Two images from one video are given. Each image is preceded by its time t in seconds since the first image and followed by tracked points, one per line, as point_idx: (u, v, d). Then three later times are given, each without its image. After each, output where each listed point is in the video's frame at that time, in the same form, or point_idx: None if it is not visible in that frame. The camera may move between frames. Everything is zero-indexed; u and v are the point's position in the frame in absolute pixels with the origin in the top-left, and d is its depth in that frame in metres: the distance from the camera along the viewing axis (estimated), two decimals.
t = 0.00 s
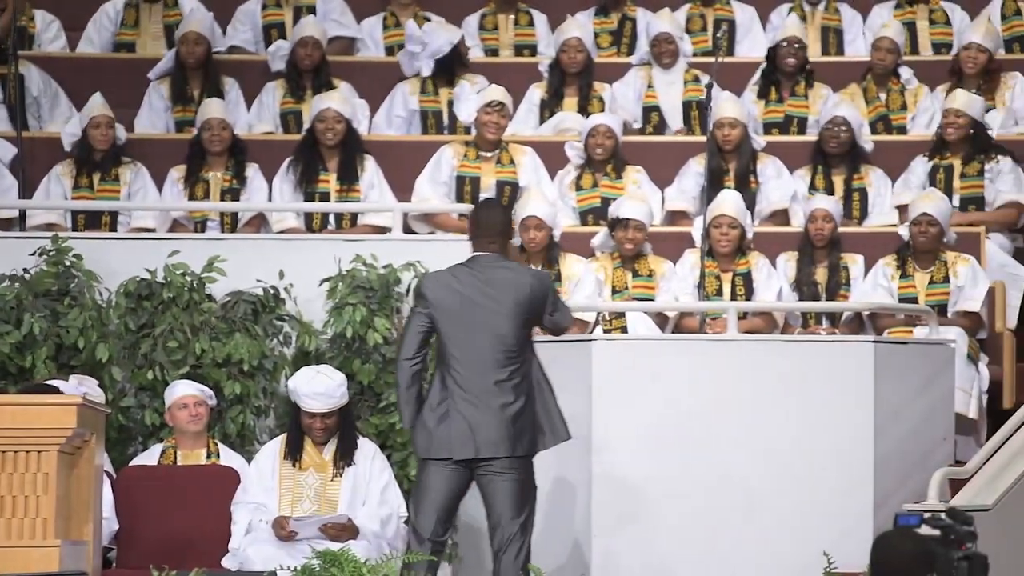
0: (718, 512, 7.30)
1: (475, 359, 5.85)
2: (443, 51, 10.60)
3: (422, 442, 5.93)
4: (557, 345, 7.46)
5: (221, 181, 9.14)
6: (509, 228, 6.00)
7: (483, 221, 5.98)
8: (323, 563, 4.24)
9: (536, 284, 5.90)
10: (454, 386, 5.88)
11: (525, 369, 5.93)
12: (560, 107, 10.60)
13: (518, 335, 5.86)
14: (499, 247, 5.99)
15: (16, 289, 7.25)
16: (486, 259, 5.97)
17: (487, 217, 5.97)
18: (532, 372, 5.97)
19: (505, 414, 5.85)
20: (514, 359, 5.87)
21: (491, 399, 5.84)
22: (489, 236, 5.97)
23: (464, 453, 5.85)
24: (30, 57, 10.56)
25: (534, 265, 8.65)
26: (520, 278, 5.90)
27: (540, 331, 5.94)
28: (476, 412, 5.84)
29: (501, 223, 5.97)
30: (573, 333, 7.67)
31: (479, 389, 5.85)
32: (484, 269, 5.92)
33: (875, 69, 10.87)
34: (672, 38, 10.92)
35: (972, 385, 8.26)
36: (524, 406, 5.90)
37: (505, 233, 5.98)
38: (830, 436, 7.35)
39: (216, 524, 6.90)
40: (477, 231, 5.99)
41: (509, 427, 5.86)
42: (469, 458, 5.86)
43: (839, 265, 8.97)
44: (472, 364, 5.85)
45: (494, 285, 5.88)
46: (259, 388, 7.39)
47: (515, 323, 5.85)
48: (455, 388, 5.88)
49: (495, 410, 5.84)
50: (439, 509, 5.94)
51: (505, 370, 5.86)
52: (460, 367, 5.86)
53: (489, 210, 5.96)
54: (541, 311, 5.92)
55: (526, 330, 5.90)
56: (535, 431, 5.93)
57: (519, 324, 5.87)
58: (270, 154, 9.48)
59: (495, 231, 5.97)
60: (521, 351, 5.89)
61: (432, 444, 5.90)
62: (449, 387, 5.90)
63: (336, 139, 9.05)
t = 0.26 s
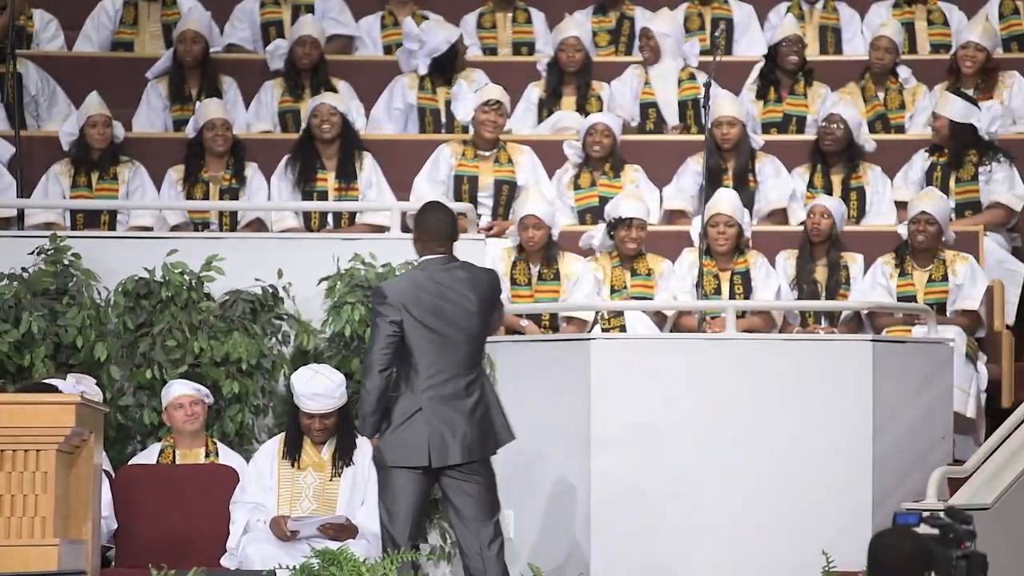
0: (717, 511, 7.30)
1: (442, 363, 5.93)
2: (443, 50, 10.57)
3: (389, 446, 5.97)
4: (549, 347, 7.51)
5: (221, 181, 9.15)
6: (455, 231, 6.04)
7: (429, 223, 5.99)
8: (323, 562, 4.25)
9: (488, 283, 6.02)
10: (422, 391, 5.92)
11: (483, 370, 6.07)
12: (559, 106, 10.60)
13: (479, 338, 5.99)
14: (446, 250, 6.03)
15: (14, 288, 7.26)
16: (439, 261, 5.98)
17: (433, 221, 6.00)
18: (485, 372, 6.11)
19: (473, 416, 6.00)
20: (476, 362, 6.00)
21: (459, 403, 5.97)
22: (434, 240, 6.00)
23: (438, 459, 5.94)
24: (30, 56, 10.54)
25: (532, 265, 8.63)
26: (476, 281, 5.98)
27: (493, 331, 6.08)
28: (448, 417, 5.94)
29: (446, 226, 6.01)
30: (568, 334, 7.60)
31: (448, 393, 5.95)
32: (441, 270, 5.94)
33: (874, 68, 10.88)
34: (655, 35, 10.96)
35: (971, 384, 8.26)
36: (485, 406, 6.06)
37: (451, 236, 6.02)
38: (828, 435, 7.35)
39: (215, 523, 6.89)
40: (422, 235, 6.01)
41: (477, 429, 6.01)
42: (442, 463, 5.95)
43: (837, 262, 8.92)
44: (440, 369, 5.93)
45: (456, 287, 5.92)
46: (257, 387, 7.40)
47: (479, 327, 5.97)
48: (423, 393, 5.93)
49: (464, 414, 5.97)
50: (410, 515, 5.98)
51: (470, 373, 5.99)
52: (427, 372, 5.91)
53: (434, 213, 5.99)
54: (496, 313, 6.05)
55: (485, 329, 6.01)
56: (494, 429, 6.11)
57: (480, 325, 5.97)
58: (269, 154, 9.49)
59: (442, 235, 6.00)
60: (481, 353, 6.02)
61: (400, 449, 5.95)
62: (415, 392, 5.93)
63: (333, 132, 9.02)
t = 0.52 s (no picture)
0: (718, 512, 7.29)
1: (428, 360, 6.06)
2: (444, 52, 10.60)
3: (383, 446, 6.02)
4: (545, 348, 7.54)
5: (220, 183, 9.13)
6: (427, 226, 6.19)
7: (401, 220, 6.14)
8: (323, 562, 4.23)
9: (460, 278, 6.22)
10: (412, 388, 6.03)
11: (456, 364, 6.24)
12: (559, 106, 10.61)
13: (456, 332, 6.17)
14: (420, 246, 6.17)
15: (15, 288, 7.24)
16: (413, 258, 6.12)
17: (406, 217, 6.14)
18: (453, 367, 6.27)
19: (456, 409, 6.17)
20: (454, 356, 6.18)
21: (444, 396, 6.13)
22: (409, 233, 6.15)
23: (433, 452, 6.06)
24: (32, 56, 10.54)
25: (533, 265, 8.62)
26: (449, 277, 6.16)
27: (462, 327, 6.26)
28: (438, 411, 6.08)
29: (420, 220, 6.16)
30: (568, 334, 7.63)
31: (436, 388, 6.10)
32: (419, 268, 6.09)
33: (875, 69, 10.88)
34: (654, 38, 11.08)
35: (972, 384, 8.26)
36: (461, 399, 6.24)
37: (425, 231, 6.17)
38: (830, 436, 7.34)
39: (216, 523, 6.90)
40: (396, 231, 6.15)
41: (460, 421, 6.19)
42: (435, 456, 6.07)
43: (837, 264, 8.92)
44: (426, 366, 6.05)
45: (435, 284, 6.09)
46: (258, 387, 7.40)
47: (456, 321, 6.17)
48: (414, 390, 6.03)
49: (449, 406, 6.14)
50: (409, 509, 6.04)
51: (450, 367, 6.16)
52: (415, 369, 6.03)
53: (404, 209, 6.15)
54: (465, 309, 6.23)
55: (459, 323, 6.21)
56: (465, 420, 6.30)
57: (458, 318, 6.17)
58: (270, 154, 9.49)
59: (414, 229, 6.16)
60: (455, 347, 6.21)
61: (395, 447, 6.02)
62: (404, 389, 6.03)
63: (334, 135, 9.02)
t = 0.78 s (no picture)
0: (720, 511, 7.29)
1: (425, 362, 5.88)
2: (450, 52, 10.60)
3: (388, 451, 5.77)
4: (547, 347, 7.55)
5: (219, 185, 9.14)
6: (410, 227, 6.03)
7: (383, 222, 5.97)
8: (325, 561, 4.17)
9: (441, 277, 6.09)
10: (412, 388, 5.82)
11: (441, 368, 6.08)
12: (561, 106, 10.61)
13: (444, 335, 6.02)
14: (404, 248, 6.01)
15: (17, 288, 7.23)
16: (400, 260, 5.95)
17: (388, 218, 5.98)
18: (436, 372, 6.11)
19: (446, 411, 6.01)
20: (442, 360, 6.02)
21: (438, 398, 5.97)
22: (394, 235, 5.98)
23: (433, 455, 5.87)
24: (36, 56, 10.53)
25: (535, 265, 8.63)
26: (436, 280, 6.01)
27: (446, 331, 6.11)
28: (434, 414, 5.91)
29: (403, 221, 6.00)
30: (569, 333, 7.66)
31: (432, 390, 5.93)
32: (408, 266, 5.93)
33: (878, 69, 10.87)
34: (656, 40, 10.99)
35: (975, 385, 8.26)
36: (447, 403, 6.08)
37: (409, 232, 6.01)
38: (832, 436, 7.34)
39: (218, 523, 6.91)
40: (379, 233, 5.99)
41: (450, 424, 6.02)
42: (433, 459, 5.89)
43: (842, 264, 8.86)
44: (424, 368, 5.87)
45: (426, 282, 5.94)
46: (260, 387, 7.40)
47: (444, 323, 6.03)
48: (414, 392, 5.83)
49: (441, 410, 5.97)
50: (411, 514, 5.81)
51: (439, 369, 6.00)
52: (415, 371, 5.83)
53: (387, 210, 5.99)
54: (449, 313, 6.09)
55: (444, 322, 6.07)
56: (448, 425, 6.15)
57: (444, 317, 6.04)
58: (271, 155, 9.50)
59: (398, 230, 5.99)
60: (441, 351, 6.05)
61: (400, 451, 5.78)
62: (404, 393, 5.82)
63: (335, 146, 9.01)
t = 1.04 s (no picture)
0: (725, 510, 7.27)
1: (420, 359, 5.74)
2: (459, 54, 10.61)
3: (384, 447, 5.63)
4: (553, 346, 7.53)
5: (222, 189, 9.12)
6: (413, 229, 5.88)
7: (385, 221, 5.82)
8: (330, 562, 4.17)
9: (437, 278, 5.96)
10: (406, 387, 5.68)
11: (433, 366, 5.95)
12: (566, 106, 10.59)
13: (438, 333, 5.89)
14: (404, 248, 5.87)
15: (22, 288, 7.23)
16: (399, 260, 5.81)
17: (391, 219, 5.83)
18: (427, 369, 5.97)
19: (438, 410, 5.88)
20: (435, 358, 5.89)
21: (431, 396, 5.84)
22: (395, 236, 5.84)
23: (427, 452, 5.75)
24: (39, 55, 10.59)
25: (539, 266, 8.60)
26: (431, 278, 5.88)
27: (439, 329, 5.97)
28: (428, 411, 5.78)
29: (404, 223, 5.85)
30: (573, 333, 7.67)
31: (426, 388, 5.81)
32: (405, 266, 5.79)
33: (883, 69, 10.86)
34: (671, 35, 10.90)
35: (980, 387, 8.26)
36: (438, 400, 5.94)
37: (411, 233, 5.86)
38: (838, 435, 7.32)
39: (222, 523, 6.90)
40: (379, 232, 5.84)
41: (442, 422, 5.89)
42: (427, 456, 5.76)
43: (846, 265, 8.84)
44: (419, 366, 5.74)
45: (423, 281, 5.80)
46: (265, 387, 7.39)
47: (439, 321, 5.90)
48: (409, 390, 5.69)
49: (434, 407, 5.84)
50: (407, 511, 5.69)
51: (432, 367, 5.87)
52: (410, 369, 5.70)
53: (390, 210, 5.83)
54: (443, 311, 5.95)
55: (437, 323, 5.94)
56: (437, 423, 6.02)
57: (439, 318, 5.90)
58: (277, 155, 9.51)
59: (401, 231, 5.84)
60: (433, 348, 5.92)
61: (395, 449, 5.65)
62: (400, 390, 5.68)
63: (340, 146, 9.02)
